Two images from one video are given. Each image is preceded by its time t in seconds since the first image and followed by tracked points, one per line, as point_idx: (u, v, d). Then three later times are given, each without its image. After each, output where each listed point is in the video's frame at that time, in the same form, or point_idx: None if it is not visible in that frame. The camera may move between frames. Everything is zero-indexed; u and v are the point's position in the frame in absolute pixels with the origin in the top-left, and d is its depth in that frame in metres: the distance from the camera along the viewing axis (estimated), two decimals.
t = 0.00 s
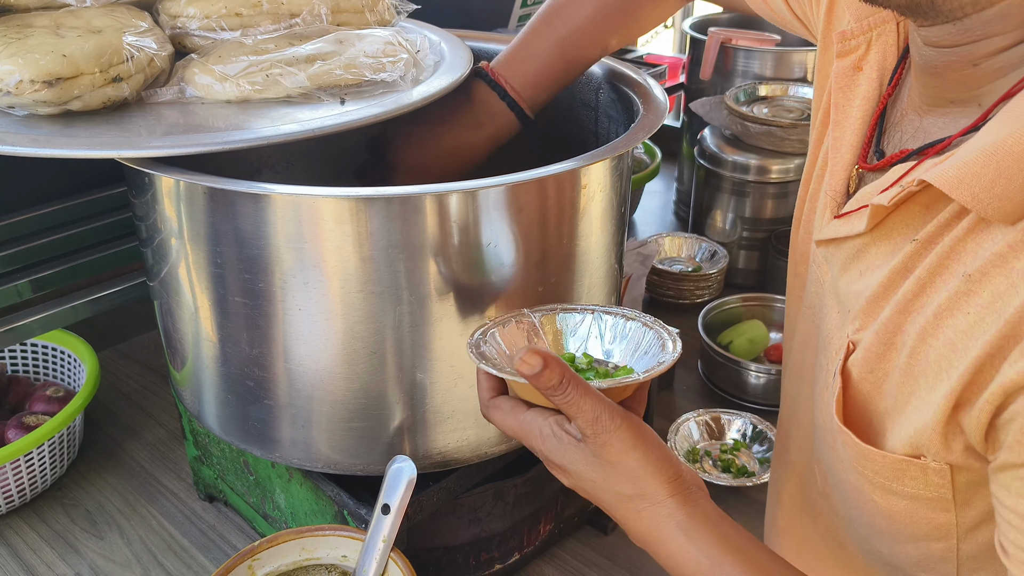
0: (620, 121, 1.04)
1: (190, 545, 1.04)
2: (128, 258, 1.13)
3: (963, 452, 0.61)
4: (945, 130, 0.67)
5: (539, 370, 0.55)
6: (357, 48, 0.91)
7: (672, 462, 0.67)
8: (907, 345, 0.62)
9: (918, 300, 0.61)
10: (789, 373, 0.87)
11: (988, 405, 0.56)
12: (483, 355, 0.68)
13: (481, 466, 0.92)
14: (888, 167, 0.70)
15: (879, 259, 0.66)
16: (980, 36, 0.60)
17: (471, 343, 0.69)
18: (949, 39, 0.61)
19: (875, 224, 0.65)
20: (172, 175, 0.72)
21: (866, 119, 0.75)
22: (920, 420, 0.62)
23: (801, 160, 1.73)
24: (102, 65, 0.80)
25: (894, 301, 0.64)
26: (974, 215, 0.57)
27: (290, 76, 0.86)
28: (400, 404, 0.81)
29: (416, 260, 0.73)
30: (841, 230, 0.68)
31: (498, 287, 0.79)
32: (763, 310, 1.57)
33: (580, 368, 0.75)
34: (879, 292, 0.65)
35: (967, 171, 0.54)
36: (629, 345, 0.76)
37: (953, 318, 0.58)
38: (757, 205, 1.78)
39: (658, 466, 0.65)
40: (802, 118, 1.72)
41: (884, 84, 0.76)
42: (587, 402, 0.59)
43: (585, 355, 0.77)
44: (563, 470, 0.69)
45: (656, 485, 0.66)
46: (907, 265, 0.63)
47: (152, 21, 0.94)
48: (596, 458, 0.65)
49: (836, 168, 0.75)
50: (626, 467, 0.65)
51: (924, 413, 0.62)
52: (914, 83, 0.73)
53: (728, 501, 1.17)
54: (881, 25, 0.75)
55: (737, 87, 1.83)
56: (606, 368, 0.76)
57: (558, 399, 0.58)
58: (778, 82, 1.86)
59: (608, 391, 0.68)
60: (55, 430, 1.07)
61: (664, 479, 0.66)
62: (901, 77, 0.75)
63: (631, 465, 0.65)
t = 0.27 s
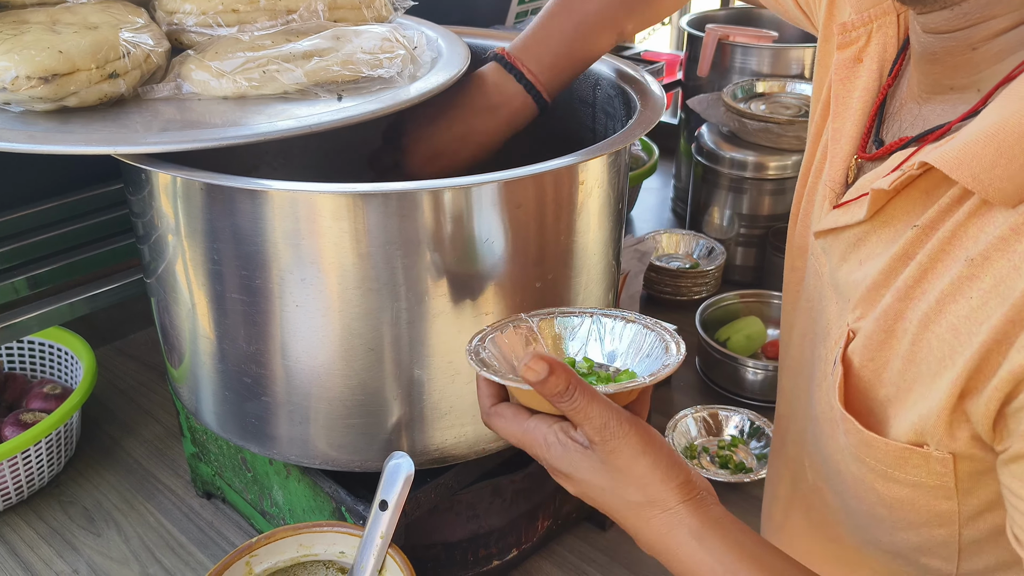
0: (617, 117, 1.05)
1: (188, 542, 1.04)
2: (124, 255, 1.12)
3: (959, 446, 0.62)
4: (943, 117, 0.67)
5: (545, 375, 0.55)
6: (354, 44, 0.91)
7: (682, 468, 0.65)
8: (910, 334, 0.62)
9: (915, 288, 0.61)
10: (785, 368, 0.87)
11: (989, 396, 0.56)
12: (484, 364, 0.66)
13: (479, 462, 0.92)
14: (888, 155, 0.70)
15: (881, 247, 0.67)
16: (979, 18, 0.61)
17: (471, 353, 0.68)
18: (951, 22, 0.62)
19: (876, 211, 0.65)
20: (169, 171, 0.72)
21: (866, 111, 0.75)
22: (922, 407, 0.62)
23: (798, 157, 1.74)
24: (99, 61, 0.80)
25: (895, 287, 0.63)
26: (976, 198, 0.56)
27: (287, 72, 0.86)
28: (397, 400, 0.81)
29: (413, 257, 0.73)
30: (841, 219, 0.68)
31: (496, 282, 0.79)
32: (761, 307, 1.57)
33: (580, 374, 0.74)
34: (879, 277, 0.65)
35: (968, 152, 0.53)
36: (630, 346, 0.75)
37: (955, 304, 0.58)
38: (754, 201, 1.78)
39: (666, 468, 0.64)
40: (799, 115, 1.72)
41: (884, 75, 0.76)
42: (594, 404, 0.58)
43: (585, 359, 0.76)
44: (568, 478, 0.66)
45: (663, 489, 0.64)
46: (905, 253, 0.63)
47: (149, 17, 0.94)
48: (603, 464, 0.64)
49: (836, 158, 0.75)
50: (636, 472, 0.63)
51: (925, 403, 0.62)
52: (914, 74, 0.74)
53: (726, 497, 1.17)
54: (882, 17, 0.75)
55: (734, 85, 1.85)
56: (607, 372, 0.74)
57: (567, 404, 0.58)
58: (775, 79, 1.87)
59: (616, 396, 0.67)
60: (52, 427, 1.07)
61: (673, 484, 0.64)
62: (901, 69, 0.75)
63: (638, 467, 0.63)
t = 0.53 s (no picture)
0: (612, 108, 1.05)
1: (183, 535, 1.04)
2: (117, 248, 1.12)
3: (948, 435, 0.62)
4: (915, 107, 0.67)
5: (545, 418, 0.55)
6: (347, 35, 0.91)
7: (696, 510, 0.66)
8: (886, 324, 0.62)
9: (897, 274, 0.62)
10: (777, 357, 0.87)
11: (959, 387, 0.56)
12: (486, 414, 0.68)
13: (474, 453, 0.93)
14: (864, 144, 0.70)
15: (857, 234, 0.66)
16: (939, 14, 0.60)
17: (477, 404, 0.70)
18: (911, 19, 0.62)
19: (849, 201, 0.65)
20: (161, 162, 0.72)
21: (847, 98, 0.75)
22: (895, 390, 0.62)
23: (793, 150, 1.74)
24: (91, 52, 0.79)
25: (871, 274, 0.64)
26: (944, 190, 0.56)
27: (280, 63, 0.86)
28: (391, 392, 0.81)
29: (406, 248, 0.73)
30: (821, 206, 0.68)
31: (489, 273, 0.78)
32: (755, 299, 1.57)
33: (586, 411, 0.78)
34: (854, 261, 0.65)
35: (930, 144, 0.54)
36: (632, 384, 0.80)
37: (930, 295, 0.58)
38: (749, 194, 1.78)
39: (675, 507, 0.64)
40: (793, 108, 1.72)
41: (866, 64, 0.77)
42: (595, 445, 0.59)
43: (590, 397, 0.80)
44: (577, 516, 0.68)
45: (673, 529, 0.64)
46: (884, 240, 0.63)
47: (141, 8, 0.94)
48: (609, 503, 0.65)
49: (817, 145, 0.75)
50: (642, 511, 0.64)
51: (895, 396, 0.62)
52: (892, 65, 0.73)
53: (720, 488, 1.17)
54: (866, 5, 0.76)
55: (728, 77, 1.83)
56: (611, 409, 0.79)
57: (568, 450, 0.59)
58: (769, 71, 1.86)
59: (618, 434, 0.69)
60: (45, 421, 1.07)
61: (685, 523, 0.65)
62: (881, 58, 0.75)
63: (648, 510, 0.64)
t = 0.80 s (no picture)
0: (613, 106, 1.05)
1: (187, 529, 1.05)
2: (121, 244, 1.13)
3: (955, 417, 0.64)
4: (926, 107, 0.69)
5: (556, 365, 0.56)
6: (353, 33, 0.91)
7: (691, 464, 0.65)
8: (886, 318, 0.64)
9: (898, 268, 0.62)
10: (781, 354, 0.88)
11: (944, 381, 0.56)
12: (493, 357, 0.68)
13: (478, 448, 0.93)
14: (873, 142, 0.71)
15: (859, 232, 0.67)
16: (958, 13, 0.59)
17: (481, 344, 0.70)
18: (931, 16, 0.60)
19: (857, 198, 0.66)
20: (170, 158, 0.72)
21: (860, 97, 0.77)
22: (889, 386, 0.63)
23: (792, 148, 1.75)
24: (99, 48, 0.80)
25: (880, 271, 0.63)
26: (947, 190, 0.58)
27: (287, 60, 0.86)
28: (397, 386, 0.82)
29: (413, 243, 0.74)
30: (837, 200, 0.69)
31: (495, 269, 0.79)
32: (755, 297, 1.59)
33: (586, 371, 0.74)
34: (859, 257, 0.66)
35: (934, 143, 0.55)
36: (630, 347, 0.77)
37: (928, 290, 0.59)
38: (748, 192, 1.80)
39: (675, 463, 0.65)
40: (792, 107, 1.73)
41: (880, 62, 0.77)
42: (593, 389, 0.59)
43: (590, 358, 0.77)
44: (576, 466, 0.68)
45: (668, 480, 0.64)
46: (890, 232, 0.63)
47: (147, 5, 0.94)
48: (610, 455, 0.65)
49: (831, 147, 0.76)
50: (641, 465, 0.64)
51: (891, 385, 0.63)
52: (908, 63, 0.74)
53: (720, 484, 1.19)
54: (884, 3, 0.76)
55: (729, 76, 1.85)
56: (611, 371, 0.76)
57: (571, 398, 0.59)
58: (769, 70, 1.87)
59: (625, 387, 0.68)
60: (50, 416, 1.08)
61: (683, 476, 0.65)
62: (897, 56, 0.76)
63: (644, 458, 0.64)
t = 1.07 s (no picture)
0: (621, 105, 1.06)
1: (194, 528, 1.05)
2: (128, 243, 1.13)
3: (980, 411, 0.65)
4: None
5: (639, 249, 0.59)
6: (362, 33, 0.92)
7: (782, 407, 0.70)
8: None
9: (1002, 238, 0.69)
10: (860, 336, 0.91)
11: None
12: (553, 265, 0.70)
13: (485, 448, 0.94)
14: None
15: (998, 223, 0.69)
16: None
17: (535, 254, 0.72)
18: None
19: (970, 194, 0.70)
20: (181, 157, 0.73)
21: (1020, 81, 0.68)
22: None
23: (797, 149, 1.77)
24: (109, 48, 0.80)
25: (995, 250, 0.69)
26: None
27: (296, 60, 0.86)
28: (405, 385, 0.82)
29: (422, 243, 0.74)
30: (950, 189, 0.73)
31: (505, 269, 0.79)
32: (759, 296, 1.60)
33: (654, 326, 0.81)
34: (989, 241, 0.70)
35: None
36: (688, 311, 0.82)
37: None
38: (754, 192, 1.80)
39: (737, 347, 0.69)
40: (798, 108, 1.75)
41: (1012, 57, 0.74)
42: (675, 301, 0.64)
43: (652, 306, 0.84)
44: (637, 360, 0.71)
45: (733, 363, 0.69)
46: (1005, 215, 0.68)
47: (156, 5, 0.94)
48: (680, 341, 0.68)
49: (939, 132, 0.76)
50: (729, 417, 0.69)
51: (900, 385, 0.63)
52: None
53: (726, 484, 1.19)
54: None
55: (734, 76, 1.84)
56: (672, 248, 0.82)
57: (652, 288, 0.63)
58: (774, 71, 1.88)
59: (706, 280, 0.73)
60: (57, 414, 1.08)
61: (743, 361, 0.70)
62: None
63: (715, 351, 0.68)
